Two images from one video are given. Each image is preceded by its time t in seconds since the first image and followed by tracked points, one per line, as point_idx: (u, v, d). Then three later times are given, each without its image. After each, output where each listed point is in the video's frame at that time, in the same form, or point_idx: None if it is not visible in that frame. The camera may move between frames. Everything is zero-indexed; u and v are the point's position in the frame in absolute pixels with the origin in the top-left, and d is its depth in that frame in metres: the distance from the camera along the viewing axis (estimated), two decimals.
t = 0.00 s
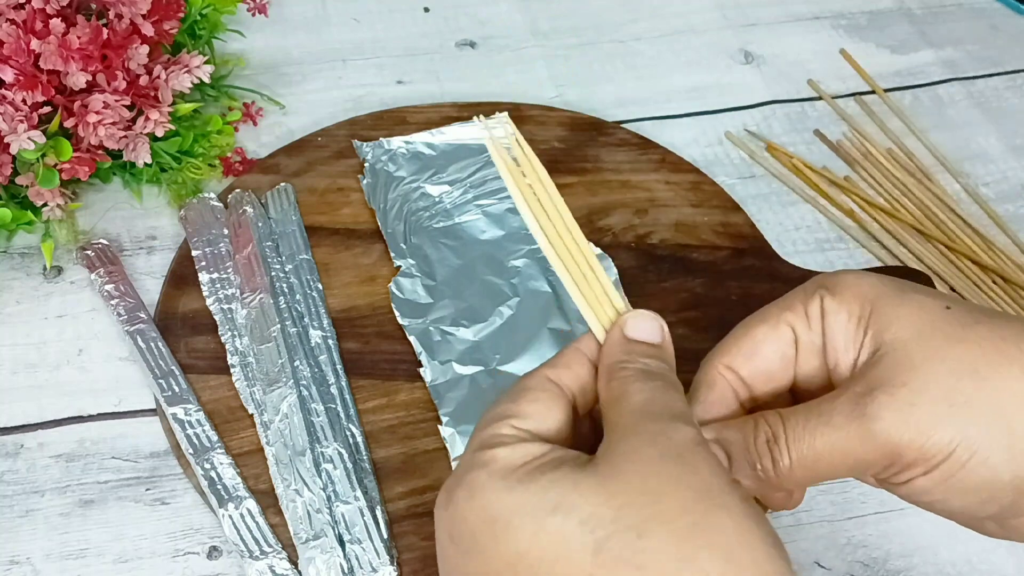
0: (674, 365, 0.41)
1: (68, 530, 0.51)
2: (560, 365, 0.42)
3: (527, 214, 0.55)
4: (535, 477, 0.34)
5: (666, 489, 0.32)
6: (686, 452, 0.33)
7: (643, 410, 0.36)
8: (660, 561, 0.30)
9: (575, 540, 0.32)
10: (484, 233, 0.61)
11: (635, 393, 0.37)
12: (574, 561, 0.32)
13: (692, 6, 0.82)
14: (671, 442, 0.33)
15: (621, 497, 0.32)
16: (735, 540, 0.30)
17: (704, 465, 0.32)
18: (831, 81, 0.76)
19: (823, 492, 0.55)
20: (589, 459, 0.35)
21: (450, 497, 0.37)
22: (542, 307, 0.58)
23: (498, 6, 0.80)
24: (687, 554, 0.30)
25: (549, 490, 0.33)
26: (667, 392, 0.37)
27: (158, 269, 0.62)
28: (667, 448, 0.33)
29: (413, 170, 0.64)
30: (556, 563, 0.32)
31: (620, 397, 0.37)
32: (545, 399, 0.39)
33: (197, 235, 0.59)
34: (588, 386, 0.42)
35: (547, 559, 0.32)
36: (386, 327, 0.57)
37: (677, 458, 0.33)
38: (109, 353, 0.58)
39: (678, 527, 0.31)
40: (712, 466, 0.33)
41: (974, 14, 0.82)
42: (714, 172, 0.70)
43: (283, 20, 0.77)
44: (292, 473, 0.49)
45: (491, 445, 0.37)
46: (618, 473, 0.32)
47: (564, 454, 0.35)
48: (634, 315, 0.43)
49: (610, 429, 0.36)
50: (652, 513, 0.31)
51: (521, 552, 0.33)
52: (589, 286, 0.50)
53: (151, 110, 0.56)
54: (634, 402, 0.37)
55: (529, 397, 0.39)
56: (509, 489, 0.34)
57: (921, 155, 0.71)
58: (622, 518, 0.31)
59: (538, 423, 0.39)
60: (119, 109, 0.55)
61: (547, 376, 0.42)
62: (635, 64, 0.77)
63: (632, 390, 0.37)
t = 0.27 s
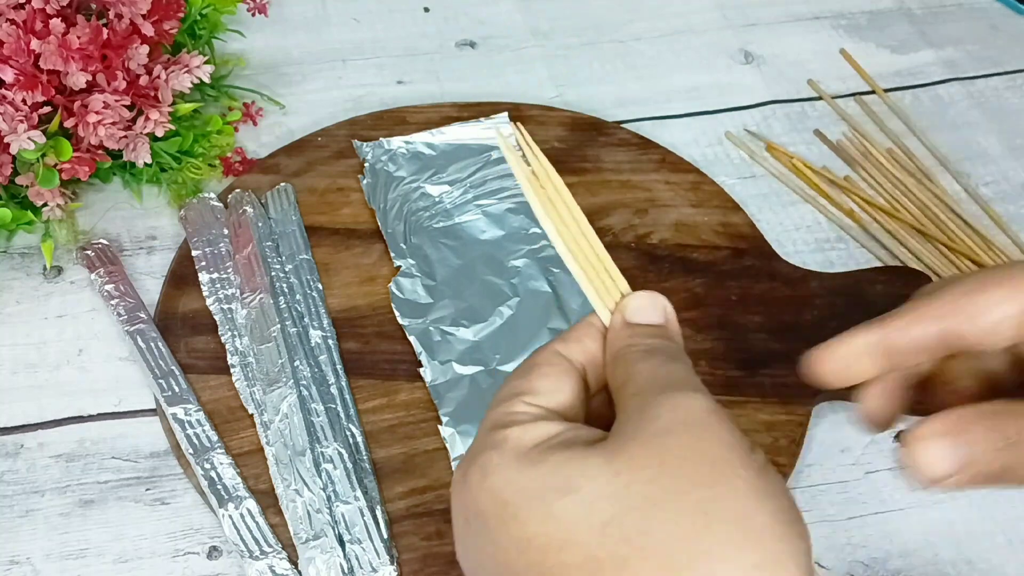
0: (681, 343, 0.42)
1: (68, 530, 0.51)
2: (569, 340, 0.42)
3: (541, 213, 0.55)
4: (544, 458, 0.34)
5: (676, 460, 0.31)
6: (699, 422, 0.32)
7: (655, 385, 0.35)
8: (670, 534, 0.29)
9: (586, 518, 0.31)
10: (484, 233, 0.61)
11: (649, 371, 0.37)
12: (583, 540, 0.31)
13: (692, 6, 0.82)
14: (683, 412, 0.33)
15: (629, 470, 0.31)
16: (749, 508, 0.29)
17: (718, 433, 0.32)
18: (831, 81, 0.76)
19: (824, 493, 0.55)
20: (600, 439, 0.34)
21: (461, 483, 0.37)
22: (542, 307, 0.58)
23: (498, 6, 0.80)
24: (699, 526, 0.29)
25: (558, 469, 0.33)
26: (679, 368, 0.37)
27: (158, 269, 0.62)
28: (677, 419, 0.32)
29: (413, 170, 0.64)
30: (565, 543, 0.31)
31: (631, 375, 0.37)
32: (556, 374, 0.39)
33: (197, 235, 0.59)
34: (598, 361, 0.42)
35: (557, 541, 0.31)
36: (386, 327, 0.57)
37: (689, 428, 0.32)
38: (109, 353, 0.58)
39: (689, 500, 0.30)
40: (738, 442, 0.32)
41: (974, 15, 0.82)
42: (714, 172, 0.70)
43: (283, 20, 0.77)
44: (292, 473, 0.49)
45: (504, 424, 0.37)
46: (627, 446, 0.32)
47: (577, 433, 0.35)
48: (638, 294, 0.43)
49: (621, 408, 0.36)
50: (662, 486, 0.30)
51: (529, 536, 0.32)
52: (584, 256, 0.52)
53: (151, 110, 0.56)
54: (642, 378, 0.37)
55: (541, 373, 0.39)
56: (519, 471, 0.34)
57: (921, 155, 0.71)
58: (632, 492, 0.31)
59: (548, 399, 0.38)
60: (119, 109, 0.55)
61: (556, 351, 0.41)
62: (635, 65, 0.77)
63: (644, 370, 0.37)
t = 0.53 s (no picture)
0: (653, 359, 0.43)
1: (68, 530, 0.51)
2: (539, 363, 0.43)
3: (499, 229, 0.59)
4: (519, 497, 0.35)
5: (647, 498, 0.32)
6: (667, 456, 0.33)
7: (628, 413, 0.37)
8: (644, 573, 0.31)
9: (561, 558, 0.32)
10: (484, 234, 0.61)
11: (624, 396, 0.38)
12: None
13: (692, 6, 0.82)
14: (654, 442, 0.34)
15: (603, 510, 0.33)
16: (717, 543, 0.31)
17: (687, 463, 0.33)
18: (831, 81, 0.76)
19: (824, 492, 0.55)
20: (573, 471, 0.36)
21: (437, 519, 0.38)
22: (542, 307, 0.58)
23: (498, 6, 0.80)
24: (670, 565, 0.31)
25: (531, 510, 0.34)
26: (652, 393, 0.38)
27: (158, 269, 0.62)
28: (646, 453, 0.34)
29: (413, 170, 0.64)
30: None
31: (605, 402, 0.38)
32: (525, 402, 0.40)
33: (197, 235, 0.59)
34: (569, 382, 0.43)
35: None
36: (386, 327, 0.57)
37: (660, 462, 0.33)
38: (109, 353, 0.58)
39: (659, 540, 0.31)
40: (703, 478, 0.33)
41: (974, 15, 0.82)
42: (714, 172, 0.70)
43: (283, 20, 0.77)
44: (292, 473, 0.49)
45: (476, 459, 0.38)
46: (599, 487, 0.33)
47: (551, 467, 0.36)
48: (610, 311, 0.44)
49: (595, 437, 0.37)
50: (633, 527, 0.32)
51: None
52: (549, 274, 0.55)
53: (151, 110, 0.56)
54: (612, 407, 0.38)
55: (510, 401, 0.40)
56: (492, 512, 0.35)
57: (922, 155, 0.71)
58: (605, 532, 0.32)
59: (519, 430, 0.39)
60: (119, 109, 0.55)
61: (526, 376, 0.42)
62: (635, 65, 0.77)
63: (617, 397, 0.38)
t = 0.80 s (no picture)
0: (679, 349, 0.42)
1: (68, 530, 0.51)
2: (566, 349, 0.42)
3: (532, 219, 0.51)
4: (553, 474, 0.34)
5: (684, 477, 0.32)
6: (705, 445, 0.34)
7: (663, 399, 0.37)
8: (681, 551, 0.31)
9: (597, 535, 0.32)
10: (484, 234, 0.61)
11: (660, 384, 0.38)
12: (594, 556, 0.32)
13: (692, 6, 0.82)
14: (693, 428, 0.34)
15: (641, 488, 0.33)
16: (753, 524, 0.31)
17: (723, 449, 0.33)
18: (831, 81, 0.76)
19: (824, 493, 0.55)
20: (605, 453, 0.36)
21: (465, 496, 0.37)
22: (542, 307, 0.58)
23: (498, 6, 0.80)
24: (707, 545, 0.31)
25: (567, 486, 0.34)
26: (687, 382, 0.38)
27: (158, 269, 0.62)
28: (683, 435, 0.34)
29: (413, 170, 0.64)
30: (576, 559, 0.33)
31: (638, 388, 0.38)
32: (553, 386, 0.39)
33: (197, 235, 0.59)
34: (595, 369, 0.42)
35: (570, 555, 0.33)
36: (386, 327, 0.57)
37: (698, 445, 0.33)
38: (109, 353, 0.58)
39: (697, 520, 0.31)
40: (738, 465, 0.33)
41: (974, 15, 0.82)
42: (714, 172, 0.70)
43: (284, 19, 0.77)
44: (292, 473, 0.49)
45: (507, 440, 0.37)
46: (636, 466, 0.33)
47: (582, 447, 0.36)
48: (634, 303, 0.43)
49: (627, 421, 0.37)
50: (672, 507, 0.32)
51: (538, 552, 0.34)
52: (578, 261, 0.48)
53: (151, 110, 0.56)
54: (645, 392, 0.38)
55: (540, 384, 0.40)
56: (526, 489, 0.35)
57: (922, 155, 0.71)
58: (642, 510, 0.32)
59: (549, 412, 0.39)
60: (119, 109, 0.55)
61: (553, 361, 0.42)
62: (635, 65, 0.77)
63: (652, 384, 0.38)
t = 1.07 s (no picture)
0: (668, 359, 0.43)
1: (68, 530, 0.51)
2: (554, 360, 0.42)
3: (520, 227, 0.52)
4: (540, 490, 0.35)
5: (671, 492, 0.33)
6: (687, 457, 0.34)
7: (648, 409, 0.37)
8: (666, 567, 0.32)
9: (584, 549, 0.33)
10: (484, 234, 0.61)
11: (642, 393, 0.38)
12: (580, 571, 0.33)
13: (692, 6, 0.82)
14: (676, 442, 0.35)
15: (626, 504, 0.33)
16: (738, 537, 0.32)
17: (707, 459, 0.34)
18: (831, 81, 0.76)
19: (824, 493, 0.55)
20: (592, 467, 0.36)
21: (453, 510, 0.38)
22: (542, 307, 0.58)
23: (498, 6, 0.80)
24: (692, 560, 0.32)
25: (554, 502, 0.34)
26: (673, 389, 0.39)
27: (158, 269, 0.62)
28: (670, 450, 0.34)
29: (413, 170, 0.64)
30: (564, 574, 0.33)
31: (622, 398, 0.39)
32: (541, 399, 0.40)
33: (197, 235, 0.59)
34: (584, 379, 0.43)
35: (557, 569, 0.33)
36: (386, 327, 0.57)
37: (684, 459, 0.34)
38: (109, 353, 0.58)
39: (682, 534, 0.32)
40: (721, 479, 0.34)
41: (974, 15, 0.82)
42: (714, 172, 0.70)
43: (284, 20, 0.77)
44: (292, 473, 0.49)
45: (495, 453, 0.38)
46: (624, 481, 0.34)
47: (569, 462, 0.36)
48: (624, 311, 0.43)
49: (614, 433, 0.37)
50: (658, 522, 0.33)
51: (526, 567, 0.34)
52: (566, 270, 0.49)
53: (151, 110, 0.56)
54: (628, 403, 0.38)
55: (528, 396, 0.40)
56: (513, 504, 0.35)
57: (922, 155, 0.71)
58: (628, 525, 0.33)
59: (537, 423, 0.39)
60: (119, 109, 0.55)
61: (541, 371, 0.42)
62: (635, 65, 0.77)
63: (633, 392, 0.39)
